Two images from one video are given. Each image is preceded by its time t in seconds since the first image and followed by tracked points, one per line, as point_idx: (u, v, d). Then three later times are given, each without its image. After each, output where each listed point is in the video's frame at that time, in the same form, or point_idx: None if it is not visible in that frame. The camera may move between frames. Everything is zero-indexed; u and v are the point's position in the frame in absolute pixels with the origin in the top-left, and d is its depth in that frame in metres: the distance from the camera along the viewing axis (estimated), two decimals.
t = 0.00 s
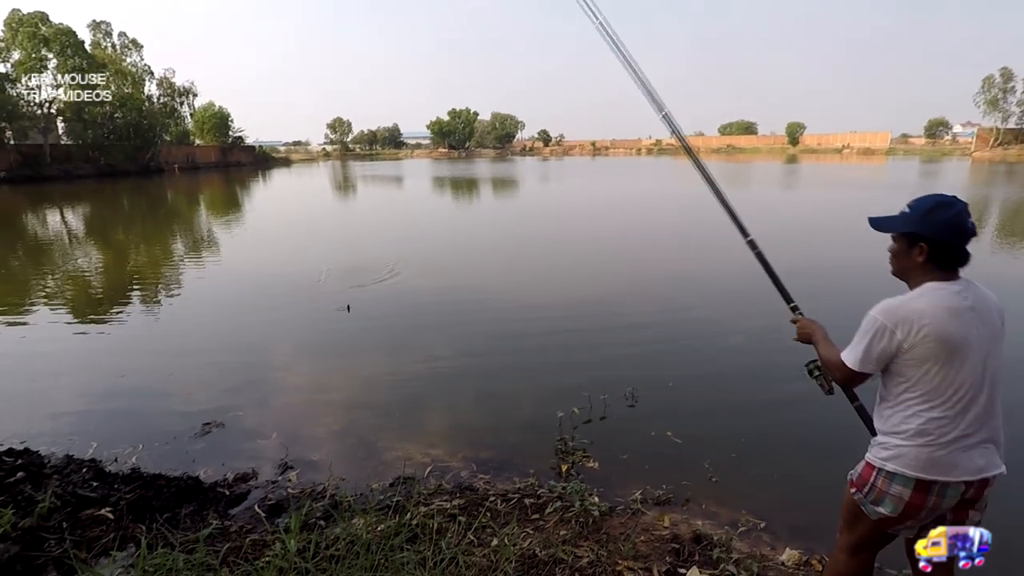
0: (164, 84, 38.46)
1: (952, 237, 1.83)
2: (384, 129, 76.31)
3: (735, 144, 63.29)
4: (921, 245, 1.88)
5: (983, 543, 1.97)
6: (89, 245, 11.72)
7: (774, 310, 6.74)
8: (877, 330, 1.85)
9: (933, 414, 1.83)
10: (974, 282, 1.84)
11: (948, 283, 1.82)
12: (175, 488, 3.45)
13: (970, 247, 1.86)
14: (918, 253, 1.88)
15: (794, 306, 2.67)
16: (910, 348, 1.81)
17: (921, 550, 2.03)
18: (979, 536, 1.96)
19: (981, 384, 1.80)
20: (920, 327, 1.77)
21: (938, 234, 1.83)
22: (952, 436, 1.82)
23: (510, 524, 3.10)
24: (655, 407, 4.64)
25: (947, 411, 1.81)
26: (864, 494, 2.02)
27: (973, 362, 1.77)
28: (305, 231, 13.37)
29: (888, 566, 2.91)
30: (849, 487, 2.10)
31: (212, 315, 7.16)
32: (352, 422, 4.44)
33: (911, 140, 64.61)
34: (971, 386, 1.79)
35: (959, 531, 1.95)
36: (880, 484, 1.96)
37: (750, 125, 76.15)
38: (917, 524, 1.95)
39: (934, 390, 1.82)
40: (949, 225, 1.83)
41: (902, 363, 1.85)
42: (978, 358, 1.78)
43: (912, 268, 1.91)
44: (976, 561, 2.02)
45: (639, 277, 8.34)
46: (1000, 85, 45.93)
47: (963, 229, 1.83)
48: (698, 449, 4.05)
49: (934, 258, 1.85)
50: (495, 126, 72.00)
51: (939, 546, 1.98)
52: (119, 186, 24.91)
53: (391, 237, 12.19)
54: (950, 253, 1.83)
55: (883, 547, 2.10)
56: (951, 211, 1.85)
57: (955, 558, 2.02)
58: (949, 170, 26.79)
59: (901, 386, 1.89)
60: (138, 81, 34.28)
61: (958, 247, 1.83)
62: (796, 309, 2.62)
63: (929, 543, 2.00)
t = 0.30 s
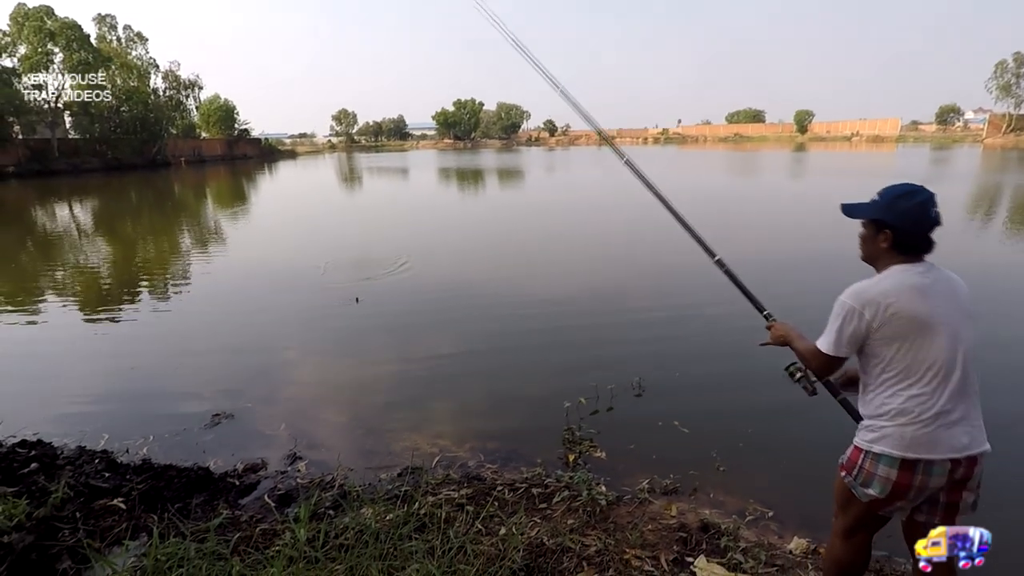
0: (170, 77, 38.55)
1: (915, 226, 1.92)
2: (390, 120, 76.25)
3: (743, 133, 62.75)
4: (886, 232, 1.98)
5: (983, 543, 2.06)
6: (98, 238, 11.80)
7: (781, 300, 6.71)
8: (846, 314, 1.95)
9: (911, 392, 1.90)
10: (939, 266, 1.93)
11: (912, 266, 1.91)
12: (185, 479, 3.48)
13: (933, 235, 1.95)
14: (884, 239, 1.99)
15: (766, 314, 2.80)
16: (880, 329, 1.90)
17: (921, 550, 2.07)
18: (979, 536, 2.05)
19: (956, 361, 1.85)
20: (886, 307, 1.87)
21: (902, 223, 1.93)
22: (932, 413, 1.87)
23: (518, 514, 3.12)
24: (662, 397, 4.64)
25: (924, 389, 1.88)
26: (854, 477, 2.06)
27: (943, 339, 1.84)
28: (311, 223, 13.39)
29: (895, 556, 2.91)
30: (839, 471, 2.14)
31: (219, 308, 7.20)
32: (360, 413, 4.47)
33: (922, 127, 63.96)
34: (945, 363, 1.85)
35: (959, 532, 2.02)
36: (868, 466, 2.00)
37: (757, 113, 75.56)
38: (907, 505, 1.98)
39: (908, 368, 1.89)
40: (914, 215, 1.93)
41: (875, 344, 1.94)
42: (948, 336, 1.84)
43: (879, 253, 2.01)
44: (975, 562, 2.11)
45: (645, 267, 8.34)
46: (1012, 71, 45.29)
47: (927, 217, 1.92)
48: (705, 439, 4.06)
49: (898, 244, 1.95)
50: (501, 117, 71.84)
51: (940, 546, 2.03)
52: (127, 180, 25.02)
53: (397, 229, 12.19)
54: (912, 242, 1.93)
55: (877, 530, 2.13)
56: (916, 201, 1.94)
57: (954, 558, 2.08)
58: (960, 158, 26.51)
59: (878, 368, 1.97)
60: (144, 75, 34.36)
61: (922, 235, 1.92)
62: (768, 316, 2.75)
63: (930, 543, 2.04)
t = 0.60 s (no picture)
0: (172, 68, 38.42)
1: (885, 219, 1.97)
2: (393, 112, 75.97)
3: (747, 123, 62.37)
4: (857, 226, 2.03)
5: (981, 542, 2.10)
6: (101, 231, 11.79)
7: (786, 290, 6.68)
8: (821, 302, 2.01)
9: (889, 375, 1.93)
10: (912, 256, 1.97)
11: (884, 256, 1.96)
12: (191, 470, 3.50)
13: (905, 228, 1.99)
14: (856, 232, 2.04)
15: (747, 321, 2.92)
16: (855, 315, 1.95)
17: (921, 550, 2.06)
18: (978, 536, 2.09)
19: (931, 343, 1.88)
20: (857, 294, 1.92)
21: (872, 216, 1.98)
22: (912, 395, 1.89)
23: (522, 504, 3.13)
24: (666, 388, 4.64)
25: (902, 371, 1.90)
26: (843, 464, 2.08)
27: (917, 321, 1.88)
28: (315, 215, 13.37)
29: (899, 545, 2.91)
30: (830, 459, 2.16)
31: (223, 300, 7.20)
32: (364, 405, 4.49)
33: (928, 117, 63.49)
34: (920, 344, 1.88)
35: (958, 533, 2.04)
36: (855, 453, 2.02)
37: (761, 103, 75.10)
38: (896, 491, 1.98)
39: (885, 351, 1.92)
40: (884, 208, 1.97)
41: (851, 330, 1.98)
42: (922, 318, 1.88)
43: (853, 245, 2.07)
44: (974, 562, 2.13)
45: (649, 258, 8.31)
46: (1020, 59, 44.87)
47: (897, 211, 1.97)
48: (709, 430, 4.06)
49: (870, 237, 2.00)
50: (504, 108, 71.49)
51: (941, 546, 2.03)
52: (130, 172, 24.99)
53: (400, 220, 12.18)
54: (883, 234, 1.98)
55: (868, 515, 2.15)
56: (886, 195, 1.99)
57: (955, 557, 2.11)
58: (967, 147, 26.33)
59: (858, 354, 2.01)
60: (146, 66, 34.24)
61: (893, 228, 1.97)
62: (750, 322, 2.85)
63: (930, 543, 2.04)
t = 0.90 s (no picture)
0: (161, 63, 38.02)
1: (846, 215, 2.02)
2: (384, 106, 75.58)
3: (739, 115, 62.45)
4: (823, 224, 2.08)
5: (982, 544, 2.23)
6: (90, 227, 11.68)
7: (778, 283, 6.71)
8: (794, 297, 2.05)
9: (867, 363, 1.95)
10: (877, 249, 2.02)
11: (849, 249, 2.01)
12: (183, 468, 3.48)
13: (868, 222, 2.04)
14: (822, 230, 2.09)
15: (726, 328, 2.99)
16: (827, 307, 1.98)
17: (921, 551, 2.07)
18: (979, 538, 2.20)
19: (905, 330, 1.91)
20: (827, 286, 1.97)
21: (833, 213, 2.03)
22: (891, 381, 1.90)
23: (517, 498, 3.13)
24: (660, 381, 4.66)
25: (879, 358, 1.93)
26: (830, 454, 2.09)
27: (888, 308, 1.91)
28: (307, 211, 13.30)
29: (891, 534, 2.94)
30: (818, 451, 2.17)
31: (215, 296, 7.16)
32: (357, 401, 4.48)
33: (918, 109, 63.82)
34: (894, 331, 1.91)
35: (960, 533, 2.13)
36: (840, 442, 2.03)
37: (753, 96, 75.23)
38: (883, 478, 1.99)
39: (860, 341, 1.95)
40: (844, 204, 2.02)
41: (825, 322, 2.01)
42: (892, 306, 1.91)
43: (820, 244, 2.11)
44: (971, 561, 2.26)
45: (642, 252, 8.33)
46: (1008, 51, 45.14)
47: (858, 206, 2.02)
48: (703, 422, 4.08)
49: (835, 233, 2.04)
50: (496, 102, 71.24)
51: (941, 546, 2.06)
52: (120, 167, 24.75)
53: (392, 215, 12.12)
54: (848, 231, 2.02)
55: (857, 504, 2.16)
56: (845, 192, 2.05)
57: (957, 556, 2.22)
58: (956, 139, 26.50)
59: (835, 345, 2.03)
60: (135, 60, 33.86)
61: (855, 223, 2.02)
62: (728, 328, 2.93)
63: (930, 542, 2.06)
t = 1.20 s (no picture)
0: (154, 60, 37.79)
1: (825, 215, 2.04)
2: (380, 104, 75.40)
3: (734, 113, 62.59)
4: (803, 226, 2.10)
5: (980, 543, 2.30)
6: (84, 226, 11.62)
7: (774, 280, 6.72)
8: (780, 298, 2.06)
9: (857, 359, 1.96)
10: (859, 246, 2.03)
11: (831, 249, 2.03)
12: (179, 466, 3.47)
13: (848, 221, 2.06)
14: (803, 232, 2.11)
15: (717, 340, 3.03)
16: (814, 307, 2.00)
17: (921, 550, 2.08)
18: (977, 537, 2.27)
19: (893, 325, 1.92)
20: (813, 285, 1.98)
21: (812, 214, 2.05)
22: (882, 377, 1.91)
23: (513, 495, 3.14)
24: (656, 378, 4.67)
25: (870, 354, 1.94)
26: (826, 450, 2.09)
27: (874, 304, 1.92)
28: (303, 209, 13.25)
29: (886, 529, 2.96)
30: (813, 446, 2.17)
31: (210, 295, 7.13)
32: (353, 399, 4.47)
33: (913, 105, 63.96)
34: (882, 326, 1.92)
35: (960, 533, 2.19)
36: (836, 438, 2.03)
37: (748, 93, 75.31)
38: (879, 472, 2.00)
39: (849, 338, 1.96)
40: (822, 205, 2.05)
41: (813, 321, 2.03)
42: (879, 302, 1.93)
43: (804, 245, 2.13)
44: (972, 561, 2.32)
45: (638, 249, 8.32)
46: (1001, 48, 45.37)
47: (836, 206, 2.04)
48: (699, 419, 4.09)
49: (817, 233, 2.06)
50: (492, 100, 71.13)
51: (941, 546, 2.10)
52: (113, 166, 24.61)
53: (388, 213, 12.09)
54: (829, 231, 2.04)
55: (852, 498, 2.17)
56: (823, 193, 2.07)
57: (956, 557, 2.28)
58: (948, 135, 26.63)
59: (825, 344, 2.05)
60: (128, 58, 33.64)
61: (835, 223, 2.03)
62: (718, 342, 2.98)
63: (931, 543, 2.10)
